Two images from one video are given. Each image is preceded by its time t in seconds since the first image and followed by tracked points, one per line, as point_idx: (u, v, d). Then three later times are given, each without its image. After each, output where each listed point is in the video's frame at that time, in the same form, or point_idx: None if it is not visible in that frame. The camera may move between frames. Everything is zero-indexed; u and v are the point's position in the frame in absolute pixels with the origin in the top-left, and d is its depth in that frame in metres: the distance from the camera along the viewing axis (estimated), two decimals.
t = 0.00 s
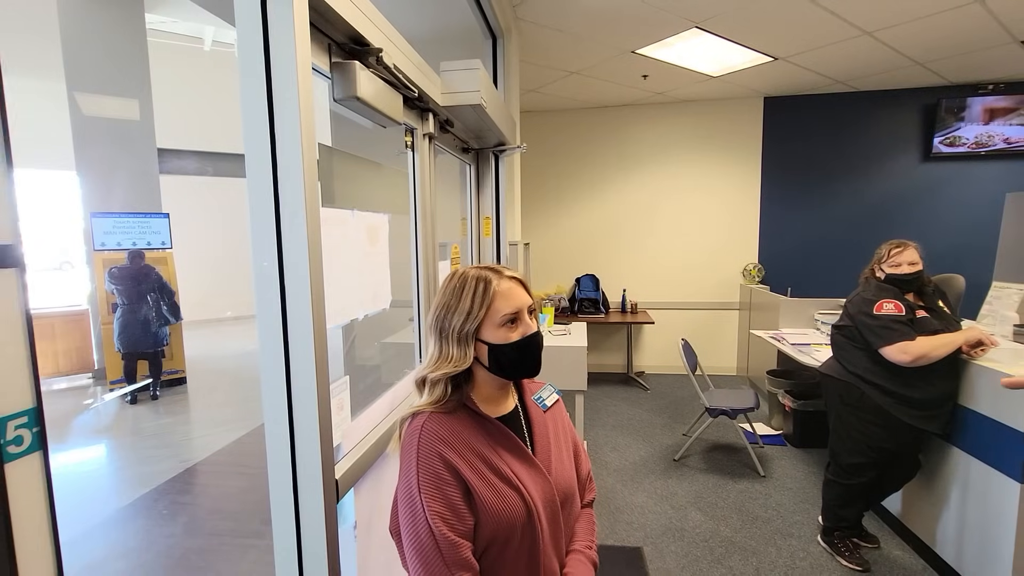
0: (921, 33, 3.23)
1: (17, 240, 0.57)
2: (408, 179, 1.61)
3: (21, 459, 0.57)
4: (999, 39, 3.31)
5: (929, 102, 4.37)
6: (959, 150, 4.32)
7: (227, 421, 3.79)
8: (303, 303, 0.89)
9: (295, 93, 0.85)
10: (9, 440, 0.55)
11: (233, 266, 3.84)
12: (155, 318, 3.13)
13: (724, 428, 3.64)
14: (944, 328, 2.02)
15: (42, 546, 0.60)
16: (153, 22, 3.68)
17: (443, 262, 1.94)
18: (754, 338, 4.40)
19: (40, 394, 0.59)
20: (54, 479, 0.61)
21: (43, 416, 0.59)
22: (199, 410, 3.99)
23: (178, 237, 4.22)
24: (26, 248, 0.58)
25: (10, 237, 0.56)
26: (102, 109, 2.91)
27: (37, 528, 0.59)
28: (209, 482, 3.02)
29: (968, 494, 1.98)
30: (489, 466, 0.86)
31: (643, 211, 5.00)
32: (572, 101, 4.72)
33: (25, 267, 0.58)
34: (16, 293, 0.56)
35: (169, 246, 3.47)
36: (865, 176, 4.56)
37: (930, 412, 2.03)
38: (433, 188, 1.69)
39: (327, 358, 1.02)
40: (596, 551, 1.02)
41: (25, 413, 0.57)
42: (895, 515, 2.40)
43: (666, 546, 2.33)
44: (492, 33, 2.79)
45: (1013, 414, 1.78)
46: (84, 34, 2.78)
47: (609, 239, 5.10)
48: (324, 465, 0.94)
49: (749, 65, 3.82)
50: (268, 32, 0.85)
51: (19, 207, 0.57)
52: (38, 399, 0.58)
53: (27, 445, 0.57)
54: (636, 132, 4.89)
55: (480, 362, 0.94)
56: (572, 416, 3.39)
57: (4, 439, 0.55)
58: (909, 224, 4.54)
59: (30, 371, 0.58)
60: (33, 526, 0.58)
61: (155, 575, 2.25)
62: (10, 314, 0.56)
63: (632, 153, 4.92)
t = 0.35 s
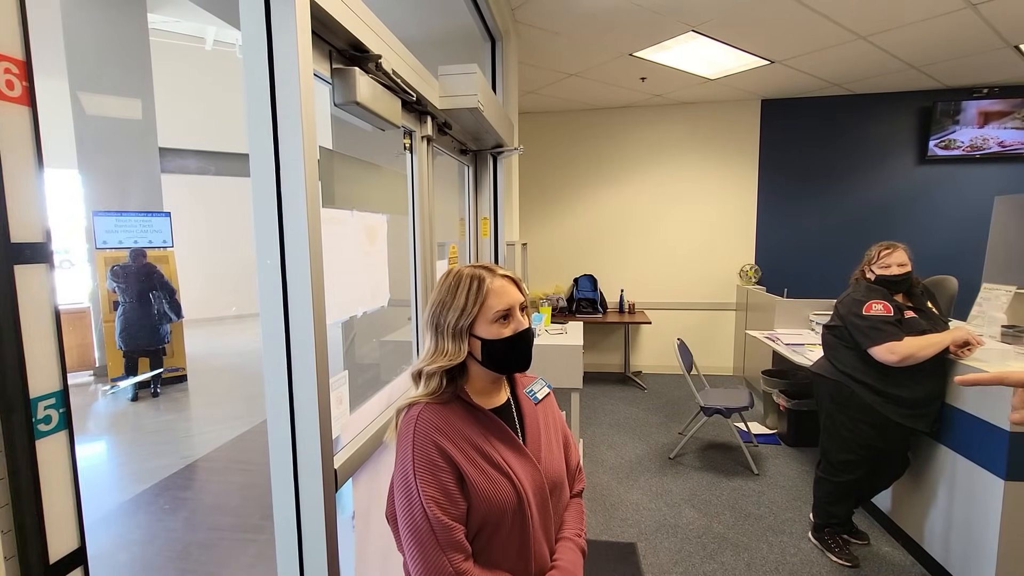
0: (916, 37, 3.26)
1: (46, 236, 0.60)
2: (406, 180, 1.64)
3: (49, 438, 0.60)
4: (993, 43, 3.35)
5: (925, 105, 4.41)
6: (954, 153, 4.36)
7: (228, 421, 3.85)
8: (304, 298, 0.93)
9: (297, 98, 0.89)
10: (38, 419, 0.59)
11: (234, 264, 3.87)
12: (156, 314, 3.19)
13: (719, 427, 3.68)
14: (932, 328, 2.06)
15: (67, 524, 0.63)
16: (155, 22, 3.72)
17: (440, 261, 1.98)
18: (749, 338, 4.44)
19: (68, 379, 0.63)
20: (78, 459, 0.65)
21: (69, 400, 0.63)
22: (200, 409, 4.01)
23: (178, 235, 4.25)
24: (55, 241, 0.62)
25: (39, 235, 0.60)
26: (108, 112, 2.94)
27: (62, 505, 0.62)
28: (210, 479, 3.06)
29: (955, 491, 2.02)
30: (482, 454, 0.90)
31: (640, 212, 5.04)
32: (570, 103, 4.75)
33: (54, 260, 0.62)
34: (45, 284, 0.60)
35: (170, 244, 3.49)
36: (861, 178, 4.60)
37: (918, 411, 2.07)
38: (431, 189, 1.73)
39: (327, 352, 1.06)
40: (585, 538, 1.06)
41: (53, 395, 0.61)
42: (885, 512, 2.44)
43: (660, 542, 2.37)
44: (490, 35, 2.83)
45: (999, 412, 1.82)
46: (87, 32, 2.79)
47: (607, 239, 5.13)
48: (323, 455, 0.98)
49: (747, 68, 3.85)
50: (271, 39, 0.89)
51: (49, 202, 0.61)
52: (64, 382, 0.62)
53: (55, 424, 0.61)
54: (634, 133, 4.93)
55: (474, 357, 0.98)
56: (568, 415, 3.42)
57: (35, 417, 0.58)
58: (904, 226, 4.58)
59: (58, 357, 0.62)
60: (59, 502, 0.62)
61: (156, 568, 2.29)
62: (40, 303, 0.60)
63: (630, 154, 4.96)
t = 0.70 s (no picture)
0: (915, 40, 3.27)
1: (56, 240, 0.62)
2: (406, 183, 1.65)
3: (58, 438, 0.62)
4: (992, 46, 3.36)
5: (924, 107, 4.42)
6: (953, 155, 4.37)
7: (227, 421, 3.86)
8: (305, 300, 0.94)
9: (299, 102, 0.90)
10: (48, 421, 0.60)
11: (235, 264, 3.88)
12: (157, 317, 3.21)
13: (718, 429, 3.68)
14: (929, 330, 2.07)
15: (75, 523, 0.64)
16: (156, 23, 3.72)
17: (440, 263, 2.00)
18: (749, 340, 4.45)
19: (76, 381, 0.64)
20: (85, 460, 0.66)
21: (76, 402, 0.64)
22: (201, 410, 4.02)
23: (178, 236, 4.26)
24: (64, 245, 0.63)
25: (49, 240, 0.61)
26: (109, 112, 2.94)
27: (70, 504, 0.63)
28: (210, 480, 3.07)
29: (952, 492, 2.02)
30: (482, 454, 0.91)
31: (640, 213, 5.05)
32: (570, 104, 4.76)
33: (63, 264, 0.63)
34: (55, 287, 0.61)
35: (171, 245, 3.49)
36: (860, 180, 4.61)
37: (917, 412, 2.07)
38: (431, 191, 1.74)
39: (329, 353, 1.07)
40: (583, 538, 1.07)
41: (62, 398, 0.62)
42: (883, 513, 2.44)
43: (659, 543, 2.38)
44: (491, 37, 2.84)
45: (995, 414, 1.83)
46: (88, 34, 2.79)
47: (607, 240, 5.14)
48: (324, 456, 0.98)
49: (747, 69, 3.86)
50: (273, 44, 0.90)
51: (57, 207, 0.63)
52: (72, 385, 0.63)
53: (63, 426, 0.62)
54: (634, 135, 4.94)
55: (474, 358, 0.99)
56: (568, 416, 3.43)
57: (45, 419, 0.60)
58: (903, 228, 4.59)
59: (66, 360, 0.63)
60: (67, 502, 0.63)
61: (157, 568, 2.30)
62: (49, 307, 0.61)
63: (630, 156, 4.97)
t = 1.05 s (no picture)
0: (918, 39, 3.26)
1: (50, 243, 0.61)
2: (407, 184, 1.65)
3: (53, 444, 0.61)
4: (995, 45, 3.34)
5: (926, 106, 4.41)
6: (956, 154, 4.36)
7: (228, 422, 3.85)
8: (305, 302, 0.93)
9: (299, 102, 0.89)
10: (42, 427, 0.59)
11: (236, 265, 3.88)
12: (159, 318, 3.20)
13: (720, 429, 3.67)
14: (933, 331, 2.04)
15: (70, 529, 0.63)
16: (156, 23, 3.72)
17: (442, 264, 1.99)
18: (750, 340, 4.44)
19: (70, 385, 0.64)
20: (81, 464, 0.66)
21: (71, 406, 0.63)
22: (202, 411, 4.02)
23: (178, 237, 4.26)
24: (58, 246, 0.62)
25: (43, 242, 0.60)
26: (108, 112, 2.90)
27: (65, 510, 0.63)
28: (211, 481, 3.07)
29: (956, 493, 2.01)
30: (486, 457, 0.90)
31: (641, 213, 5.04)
32: (571, 104, 4.75)
33: (56, 266, 0.62)
34: (48, 291, 0.60)
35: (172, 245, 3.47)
36: (862, 179, 4.60)
37: (921, 413, 2.06)
38: (432, 191, 1.73)
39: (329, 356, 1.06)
40: (587, 543, 1.06)
41: (56, 403, 0.61)
42: (886, 515, 2.43)
43: (661, 545, 2.37)
44: (492, 38, 2.83)
45: (1000, 415, 1.82)
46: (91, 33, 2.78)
47: (608, 241, 5.13)
48: (324, 459, 0.98)
49: (748, 69, 3.85)
50: (273, 44, 0.89)
51: (52, 208, 0.62)
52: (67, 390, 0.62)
53: (58, 432, 0.61)
54: (635, 135, 4.93)
55: (477, 360, 0.98)
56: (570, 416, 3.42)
57: (39, 425, 0.59)
58: (905, 228, 4.58)
59: (62, 364, 0.63)
60: (62, 507, 0.62)
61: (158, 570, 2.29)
62: (44, 310, 0.60)
63: (631, 156, 4.96)
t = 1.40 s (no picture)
0: (920, 37, 3.24)
1: (48, 242, 0.60)
2: (409, 184, 1.65)
3: (52, 445, 0.60)
4: (997, 43, 3.33)
5: (928, 105, 4.40)
6: (958, 153, 4.35)
7: (229, 422, 3.86)
8: (308, 302, 0.93)
9: (300, 101, 0.89)
10: (40, 427, 0.58)
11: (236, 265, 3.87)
12: (160, 317, 3.22)
13: (722, 429, 3.66)
14: (939, 331, 2.03)
15: (69, 530, 0.63)
16: (157, 24, 3.72)
17: (444, 263, 1.99)
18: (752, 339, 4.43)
19: (69, 385, 0.63)
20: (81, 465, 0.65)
21: (70, 407, 0.62)
22: (203, 411, 4.02)
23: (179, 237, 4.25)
24: (57, 245, 0.61)
25: (42, 241, 0.59)
26: (110, 113, 2.93)
27: (64, 511, 0.62)
28: (212, 481, 3.06)
29: (960, 493, 2.00)
30: (488, 460, 0.90)
31: (642, 212, 5.03)
32: (572, 104, 4.75)
33: (55, 265, 0.62)
34: (47, 291, 0.60)
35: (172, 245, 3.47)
36: (864, 178, 4.58)
37: (925, 413, 2.05)
38: (433, 191, 1.72)
39: (331, 356, 1.06)
40: (590, 546, 1.06)
41: (55, 403, 0.60)
42: (890, 515, 2.42)
43: (663, 545, 2.36)
44: (493, 37, 2.83)
45: (1005, 415, 1.81)
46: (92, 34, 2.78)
47: (609, 241, 5.13)
48: (327, 459, 0.97)
49: (750, 68, 3.84)
50: (274, 42, 0.89)
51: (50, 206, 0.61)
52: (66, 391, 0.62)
53: (57, 432, 0.60)
54: (636, 134, 4.92)
55: (480, 360, 0.97)
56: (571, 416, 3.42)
57: (37, 425, 0.58)
58: (908, 227, 4.56)
59: (61, 364, 0.62)
60: (61, 508, 0.62)
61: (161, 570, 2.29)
62: (43, 309, 0.59)
63: (632, 155, 4.95)
